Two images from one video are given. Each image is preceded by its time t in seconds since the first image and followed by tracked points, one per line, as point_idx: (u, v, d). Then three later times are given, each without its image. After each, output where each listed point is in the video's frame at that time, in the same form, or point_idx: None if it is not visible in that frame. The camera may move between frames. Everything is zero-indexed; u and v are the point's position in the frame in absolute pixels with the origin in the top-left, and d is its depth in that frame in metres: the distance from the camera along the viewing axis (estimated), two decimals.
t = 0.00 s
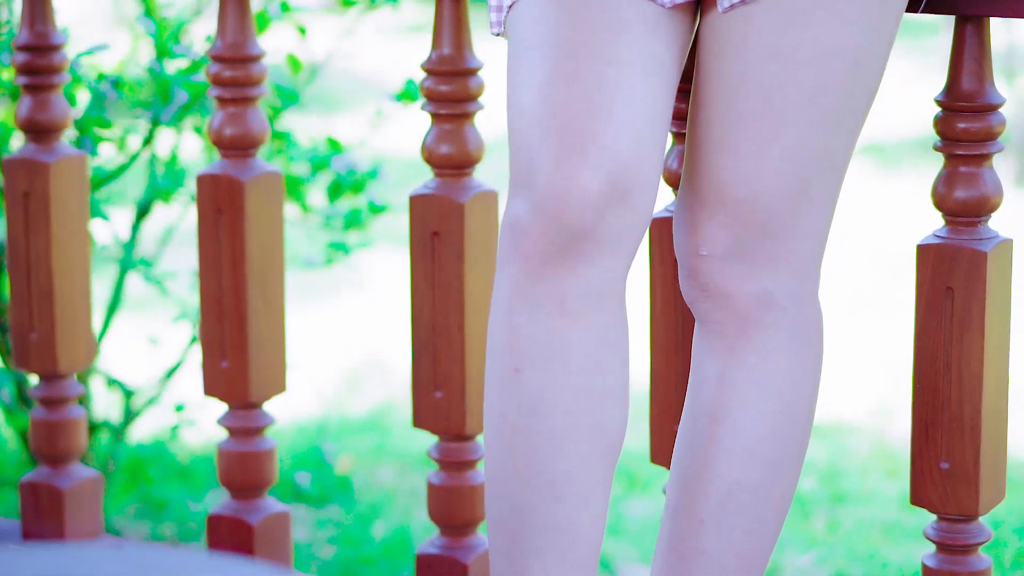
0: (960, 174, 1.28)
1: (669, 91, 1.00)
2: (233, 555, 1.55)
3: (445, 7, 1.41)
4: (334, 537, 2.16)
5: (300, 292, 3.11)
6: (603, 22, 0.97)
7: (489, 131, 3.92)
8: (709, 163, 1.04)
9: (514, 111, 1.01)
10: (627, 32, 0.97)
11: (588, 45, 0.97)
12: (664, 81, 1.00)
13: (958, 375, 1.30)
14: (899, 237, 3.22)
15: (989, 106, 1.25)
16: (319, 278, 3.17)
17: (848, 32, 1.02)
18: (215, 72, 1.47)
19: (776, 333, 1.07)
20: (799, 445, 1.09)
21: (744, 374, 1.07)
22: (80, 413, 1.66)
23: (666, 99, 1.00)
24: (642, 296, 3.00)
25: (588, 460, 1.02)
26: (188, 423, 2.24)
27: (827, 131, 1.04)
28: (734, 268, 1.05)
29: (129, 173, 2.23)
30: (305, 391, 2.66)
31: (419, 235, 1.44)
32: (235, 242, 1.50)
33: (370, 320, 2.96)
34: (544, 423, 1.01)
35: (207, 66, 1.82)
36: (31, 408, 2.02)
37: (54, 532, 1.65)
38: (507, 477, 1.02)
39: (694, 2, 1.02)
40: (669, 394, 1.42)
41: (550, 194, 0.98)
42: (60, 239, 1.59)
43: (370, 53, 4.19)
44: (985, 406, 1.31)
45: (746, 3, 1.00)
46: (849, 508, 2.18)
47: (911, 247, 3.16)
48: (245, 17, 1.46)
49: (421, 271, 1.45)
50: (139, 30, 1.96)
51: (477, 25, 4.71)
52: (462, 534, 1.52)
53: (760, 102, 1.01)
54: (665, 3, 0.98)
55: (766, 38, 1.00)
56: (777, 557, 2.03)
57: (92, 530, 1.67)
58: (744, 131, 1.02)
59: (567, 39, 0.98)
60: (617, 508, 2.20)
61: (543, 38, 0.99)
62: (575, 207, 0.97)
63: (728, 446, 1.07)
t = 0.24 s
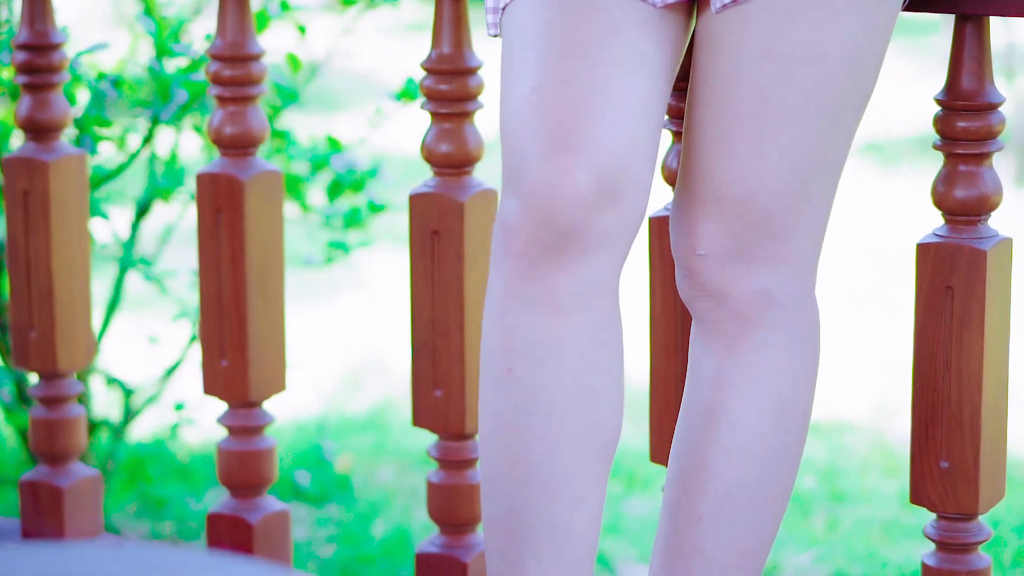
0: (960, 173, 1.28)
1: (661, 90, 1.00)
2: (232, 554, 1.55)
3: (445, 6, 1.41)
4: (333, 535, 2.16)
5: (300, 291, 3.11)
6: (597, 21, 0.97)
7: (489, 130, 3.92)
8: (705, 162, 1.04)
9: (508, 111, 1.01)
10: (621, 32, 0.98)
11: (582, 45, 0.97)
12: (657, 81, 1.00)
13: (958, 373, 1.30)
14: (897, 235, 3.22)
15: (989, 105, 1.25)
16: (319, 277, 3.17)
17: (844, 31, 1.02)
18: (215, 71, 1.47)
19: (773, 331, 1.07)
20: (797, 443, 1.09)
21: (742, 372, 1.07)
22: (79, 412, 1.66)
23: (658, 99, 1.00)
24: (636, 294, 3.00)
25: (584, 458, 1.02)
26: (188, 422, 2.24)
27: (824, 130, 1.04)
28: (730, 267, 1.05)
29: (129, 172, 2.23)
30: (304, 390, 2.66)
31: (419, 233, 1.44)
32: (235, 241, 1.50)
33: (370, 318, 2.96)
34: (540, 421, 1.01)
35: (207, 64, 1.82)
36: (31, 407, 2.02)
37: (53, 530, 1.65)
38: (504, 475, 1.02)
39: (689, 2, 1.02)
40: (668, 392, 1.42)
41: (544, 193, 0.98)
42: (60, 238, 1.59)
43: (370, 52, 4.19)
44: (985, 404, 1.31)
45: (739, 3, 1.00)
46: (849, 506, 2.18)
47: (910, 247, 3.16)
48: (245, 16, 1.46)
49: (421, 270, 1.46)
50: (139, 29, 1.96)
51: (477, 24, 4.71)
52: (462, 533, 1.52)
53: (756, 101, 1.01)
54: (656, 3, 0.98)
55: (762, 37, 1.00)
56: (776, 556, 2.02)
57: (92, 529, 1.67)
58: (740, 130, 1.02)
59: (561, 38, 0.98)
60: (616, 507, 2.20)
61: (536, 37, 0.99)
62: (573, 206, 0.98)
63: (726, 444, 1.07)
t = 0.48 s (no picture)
0: (960, 171, 1.28)
1: (655, 89, 1.00)
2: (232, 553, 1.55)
3: (445, 5, 1.41)
4: (333, 534, 2.16)
5: (300, 290, 3.11)
6: (592, 21, 0.97)
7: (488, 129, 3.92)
8: (701, 161, 1.03)
9: (502, 112, 1.01)
10: (615, 31, 0.98)
11: (576, 45, 0.97)
12: (651, 80, 1.00)
13: (957, 372, 1.30)
14: (896, 235, 3.22)
15: (989, 104, 1.25)
16: (319, 276, 3.17)
17: (841, 30, 1.02)
18: (215, 70, 1.47)
19: (772, 330, 1.07)
20: (795, 442, 1.09)
21: (740, 371, 1.07)
22: (79, 411, 1.66)
23: (652, 98, 1.00)
24: (628, 295, 2.96)
25: (581, 457, 1.02)
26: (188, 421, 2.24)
27: (821, 129, 1.03)
28: (728, 267, 1.05)
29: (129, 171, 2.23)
30: (304, 388, 2.66)
31: (419, 232, 1.44)
32: (234, 240, 1.50)
33: (370, 317, 2.96)
34: (537, 420, 1.01)
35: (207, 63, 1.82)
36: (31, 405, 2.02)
37: (53, 529, 1.65)
38: (501, 473, 1.02)
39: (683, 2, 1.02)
40: (667, 391, 1.42)
41: (540, 193, 0.97)
42: (60, 236, 1.59)
43: (370, 51, 4.19)
44: (985, 403, 1.31)
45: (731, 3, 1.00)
46: (848, 505, 2.18)
47: (909, 246, 3.16)
48: (245, 15, 1.46)
49: (421, 269, 1.45)
50: (139, 28, 1.96)
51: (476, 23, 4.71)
52: (462, 532, 1.52)
53: (752, 100, 1.01)
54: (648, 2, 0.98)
55: (758, 36, 1.00)
56: (776, 555, 2.02)
57: (92, 528, 1.67)
58: (736, 129, 1.02)
59: (555, 38, 0.98)
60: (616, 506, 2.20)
61: (530, 37, 0.99)
62: (570, 205, 0.98)
63: (724, 443, 1.07)
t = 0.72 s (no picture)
0: (960, 169, 1.28)
1: (646, 88, 1.01)
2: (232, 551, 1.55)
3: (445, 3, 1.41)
4: (333, 532, 2.16)
5: (300, 288, 3.11)
6: (583, 20, 0.97)
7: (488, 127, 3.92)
8: (696, 158, 1.03)
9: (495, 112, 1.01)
10: (607, 30, 0.98)
11: (570, 44, 0.97)
12: (643, 78, 1.00)
13: (957, 370, 1.30)
14: (895, 235, 3.21)
15: (989, 102, 1.25)
16: (319, 273, 3.17)
17: (837, 27, 1.01)
18: (215, 68, 1.47)
19: (768, 327, 1.06)
20: (793, 440, 1.09)
21: (738, 369, 1.07)
22: (79, 409, 1.66)
23: (643, 97, 1.00)
24: (627, 294, 2.95)
25: (577, 455, 1.02)
26: (187, 418, 2.24)
27: (818, 127, 1.03)
28: (724, 266, 1.05)
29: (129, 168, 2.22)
30: (304, 386, 2.66)
31: (418, 230, 1.44)
32: (234, 238, 1.50)
33: (370, 315, 2.96)
34: (531, 417, 1.01)
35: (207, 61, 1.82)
36: (31, 404, 2.02)
37: (53, 527, 1.65)
38: (497, 470, 1.02)
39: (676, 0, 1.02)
40: (666, 388, 1.42)
41: (533, 190, 0.97)
42: (59, 234, 1.59)
43: (370, 49, 4.19)
44: (984, 402, 1.30)
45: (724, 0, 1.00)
46: (848, 503, 2.18)
47: (909, 244, 3.16)
48: (245, 13, 1.46)
49: (421, 267, 1.45)
50: (139, 26, 1.96)
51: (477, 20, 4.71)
52: (461, 530, 1.52)
53: (748, 98, 1.01)
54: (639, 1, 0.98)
55: (753, 33, 1.00)
56: (775, 554, 2.02)
57: (91, 526, 1.67)
58: (731, 127, 1.01)
59: (547, 37, 0.98)
60: (615, 505, 2.21)
61: (523, 36, 0.99)
62: (566, 203, 0.98)
63: (722, 440, 1.07)
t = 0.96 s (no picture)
0: (960, 167, 1.28)
1: (638, 85, 1.00)
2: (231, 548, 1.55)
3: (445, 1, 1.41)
4: (332, 530, 2.16)
5: (300, 286, 3.11)
6: (576, 17, 0.97)
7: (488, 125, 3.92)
8: (689, 155, 1.03)
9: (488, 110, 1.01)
10: (600, 26, 0.98)
11: (564, 42, 0.97)
12: (635, 75, 1.00)
13: (957, 367, 1.30)
14: (893, 234, 3.20)
15: (989, 99, 1.25)
16: (318, 272, 3.17)
17: (833, 23, 1.01)
18: (215, 65, 1.47)
19: (764, 324, 1.06)
20: (791, 436, 1.09)
21: (734, 366, 1.07)
22: (79, 406, 1.66)
23: (635, 94, 1.00)
24: (626, 292, 2.95)
25: (572, 452, 1.02)
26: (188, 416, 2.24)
27: (814, 123, 1.03)
28: (721, 264, 1.05)
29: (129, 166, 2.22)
30: (304, 384, 2.66)
31: (418, 228, 1.44)
32: (234, 236, 1.50)
33: (370, 313, 2.96)
34: (526, 415, 1.01)
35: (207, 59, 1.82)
36: (31, 401, 2.02)
37: (53, 525, 1.65)
38: (493, 468, 1.02)
39: None
40: (666, 385, 1.42)
41: (526, 187, 0.97)
42: (59, 232, 1.59)
43: (370, 47, 4.19)
44: (984, 399, 1.31)
45: None
46: (848, 501, 2.18)
47: (908, 242, 3.15)
48: (245, 11, 1.46)
49: (421, 264, 1.45)
50: (139, 24, 1.96)
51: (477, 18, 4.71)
52: (461, 527, 1.52)
53: (742, 95, 1.00)
54: None
55: (747, 29, 1.00)
56: (775, 551, 2.02)
57: (92, 523, 1.67)
58: (724, 125, 1.01)
59: (540, 34, 0.98)
60: (615, 503, 2.21)
61: (515, 34, 0.99)
62: (561, 200, 0.97)
63: (720, 438, 1.07)
